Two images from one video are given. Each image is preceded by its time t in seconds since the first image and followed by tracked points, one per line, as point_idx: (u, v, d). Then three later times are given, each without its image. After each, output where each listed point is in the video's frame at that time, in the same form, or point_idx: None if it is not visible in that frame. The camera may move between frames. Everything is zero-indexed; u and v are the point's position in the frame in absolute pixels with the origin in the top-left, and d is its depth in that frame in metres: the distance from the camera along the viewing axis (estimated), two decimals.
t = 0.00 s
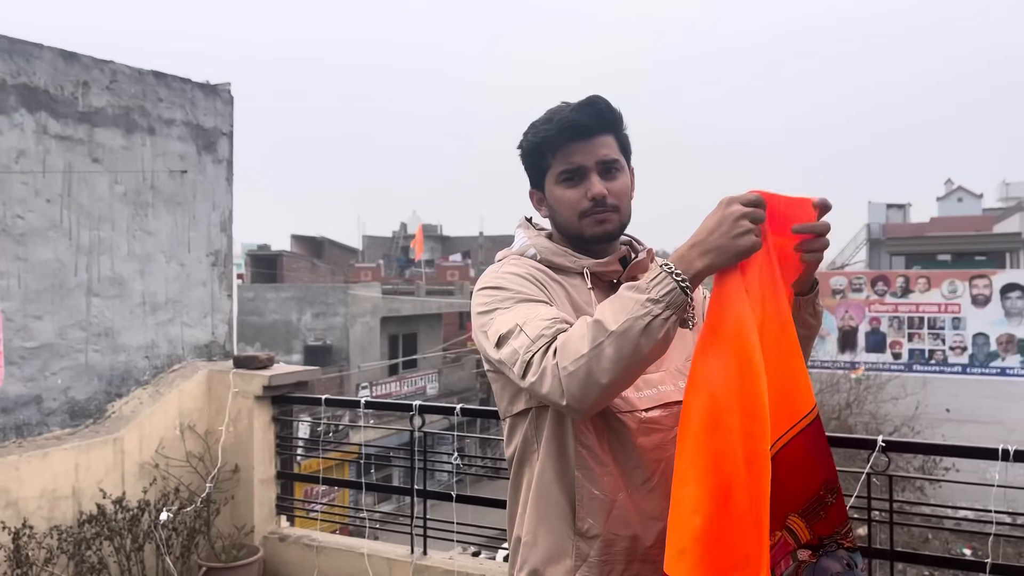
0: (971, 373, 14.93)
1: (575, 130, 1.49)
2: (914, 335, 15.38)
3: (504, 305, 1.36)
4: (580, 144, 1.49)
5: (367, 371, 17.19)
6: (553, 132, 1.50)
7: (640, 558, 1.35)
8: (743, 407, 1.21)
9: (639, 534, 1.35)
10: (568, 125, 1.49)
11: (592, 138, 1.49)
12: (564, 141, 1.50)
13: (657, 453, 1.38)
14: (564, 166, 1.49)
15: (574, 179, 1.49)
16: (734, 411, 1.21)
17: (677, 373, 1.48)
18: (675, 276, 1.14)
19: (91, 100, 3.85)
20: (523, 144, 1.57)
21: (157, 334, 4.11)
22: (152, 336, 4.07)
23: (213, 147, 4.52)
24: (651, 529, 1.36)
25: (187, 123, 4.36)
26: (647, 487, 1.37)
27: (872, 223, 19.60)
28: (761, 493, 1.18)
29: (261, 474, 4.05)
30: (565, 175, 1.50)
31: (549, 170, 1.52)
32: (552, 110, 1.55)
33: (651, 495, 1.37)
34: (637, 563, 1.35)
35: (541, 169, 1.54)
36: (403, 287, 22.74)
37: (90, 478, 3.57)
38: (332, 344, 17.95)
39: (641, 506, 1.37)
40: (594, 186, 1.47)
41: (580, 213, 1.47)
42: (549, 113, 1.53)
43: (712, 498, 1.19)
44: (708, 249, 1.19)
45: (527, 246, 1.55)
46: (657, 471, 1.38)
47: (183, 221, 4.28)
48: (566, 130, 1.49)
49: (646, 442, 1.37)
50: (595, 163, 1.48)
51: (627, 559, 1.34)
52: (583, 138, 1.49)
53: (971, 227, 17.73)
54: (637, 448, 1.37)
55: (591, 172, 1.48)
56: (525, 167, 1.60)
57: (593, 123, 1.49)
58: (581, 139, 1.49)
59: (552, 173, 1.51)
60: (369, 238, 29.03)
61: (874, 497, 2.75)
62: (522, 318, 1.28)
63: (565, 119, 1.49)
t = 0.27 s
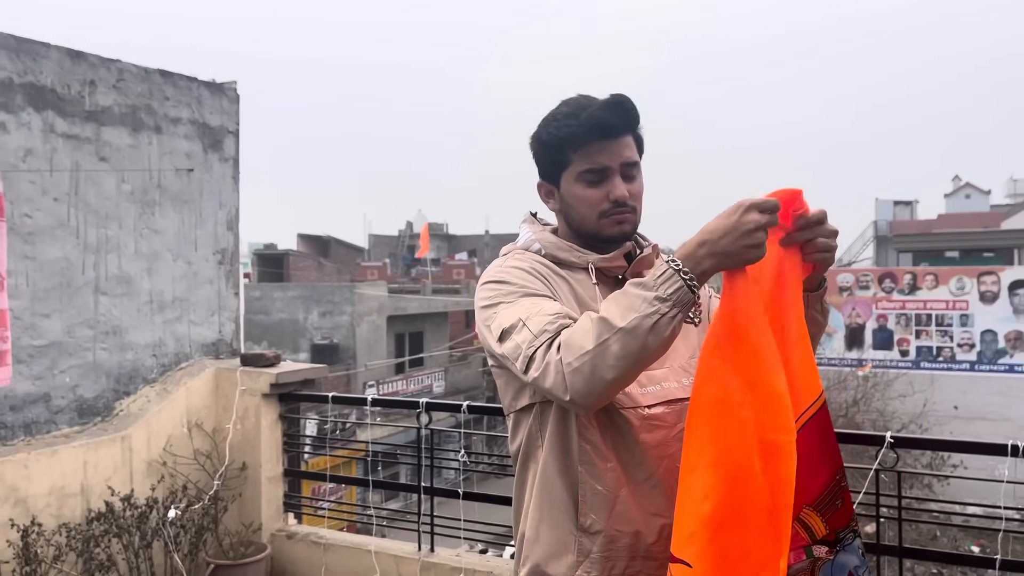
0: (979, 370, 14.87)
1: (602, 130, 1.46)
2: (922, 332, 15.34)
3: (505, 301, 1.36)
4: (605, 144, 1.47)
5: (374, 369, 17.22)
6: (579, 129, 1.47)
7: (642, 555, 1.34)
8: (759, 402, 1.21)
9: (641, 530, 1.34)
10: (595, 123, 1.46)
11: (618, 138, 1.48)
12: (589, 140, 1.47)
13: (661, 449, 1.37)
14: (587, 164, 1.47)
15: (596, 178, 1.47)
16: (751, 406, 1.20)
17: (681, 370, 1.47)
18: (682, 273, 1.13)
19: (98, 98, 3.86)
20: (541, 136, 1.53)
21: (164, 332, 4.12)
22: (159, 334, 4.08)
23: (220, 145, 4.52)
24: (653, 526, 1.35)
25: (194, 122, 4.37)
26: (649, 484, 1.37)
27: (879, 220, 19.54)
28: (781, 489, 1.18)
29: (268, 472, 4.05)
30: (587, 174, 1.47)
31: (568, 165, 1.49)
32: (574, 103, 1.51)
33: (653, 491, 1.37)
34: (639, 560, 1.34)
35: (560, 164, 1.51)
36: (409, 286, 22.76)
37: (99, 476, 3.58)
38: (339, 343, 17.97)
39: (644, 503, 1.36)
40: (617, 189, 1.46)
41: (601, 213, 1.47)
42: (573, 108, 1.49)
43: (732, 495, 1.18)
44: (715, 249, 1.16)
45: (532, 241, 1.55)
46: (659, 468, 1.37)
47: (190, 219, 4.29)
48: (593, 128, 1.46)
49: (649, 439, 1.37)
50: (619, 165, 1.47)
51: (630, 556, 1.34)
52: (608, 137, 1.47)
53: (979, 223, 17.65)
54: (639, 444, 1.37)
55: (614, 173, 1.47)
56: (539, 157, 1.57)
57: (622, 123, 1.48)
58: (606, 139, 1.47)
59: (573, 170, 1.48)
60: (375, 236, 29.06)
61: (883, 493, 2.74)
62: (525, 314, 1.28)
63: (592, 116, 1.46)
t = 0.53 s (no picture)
0: (987, 368, 14.80)
1: (648, 142, 1.41)
2: (929, 330, 15.34)
3: (512, 290, 1.36)
4: (646, 155, 1.42)
5: (379, 368, 17.24)
6: (626, 139, 1.40)
7: (655, 545, 1.35)
8: (744, 392, 1.20)
9: (654, 522, 1.35)
10: (644, 136, 1.40)
11: (658, 147, 1.44)
12: (631, 149, 1.42)
13: (669, 440, 1.38)
14: (623, 172, 1.43)
15: (629, 187, 1.43)
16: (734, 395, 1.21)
17: (687, 360, 1.48)
18: (692, 255, 1.13)
19: (103, 98, 3.87)
20: (577, 133, 1.45)
21: (170, 331, 4.13)
22: (165, 333, 4.09)
23: (225, 144, 4.53)
24: (665, 516, 1.37)
25: (199, 121, 4.38)
26: (659, 474, 1.37)
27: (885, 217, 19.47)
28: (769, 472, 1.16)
29: (274, 470, 4.06)
30: (621, 181, 1.43)
31: (605, 167, 1.43)
32: (615, 105, 1.44)
33: (662, 481, 1.38)
34: (652, 550, 1.35)
35: (593, 166, 1.44)
36: (415, 285, 22.77)
37: (105, 475, 3.59)
38: (344, 342, 18.00)
39: (654, 493, 1.37)
40: (648, 199, 1.45)
41: (628, 221, 1.45)
42: (618, 113, 1.42)
43: (714, 482, 1.19)
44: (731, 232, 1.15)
45: (532, 240, 1.55)
46: (668, 459, 1.38)
47: (196, 219, 4.30)
48: (640, 138, 1.40)
49: (657, 429, 1.37)
50: (654, 176, 1.45)
51: (643, 547, 1.35)
52: (650, 148, 1.43)
53: (986, 221, 17.57)
54: (648, 436, 1.37)
55: (648, 183, 1.44)
56: (565, 149, 1.49)
57: (667, 133, 1.43)
58: (649, 150, 1.42)
59: (608, 176, 1.43)
60: (381, 236, 29.09)
61: (890, 491, 2.73)
62: (532, 300, 1.28)
63: (642, 127, 1.39)
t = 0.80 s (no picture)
0: (992, 367, 14.76)
1: (636, 126, 1.43)
2: (934, 328, 15.28)
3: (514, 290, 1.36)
4: (636, 139, 1.43)
5: (384, 367, 17.25)
6: (614, 124, 1.42)
7: (658, 546, 1.35)
8: (751, 394, 1.18)
9: (656, 522, 1.35)
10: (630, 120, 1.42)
11: (647, 133, 1.45)
12: (621, 134, 1.43)
13: (672, 440, 1.38)
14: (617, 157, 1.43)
15: (624, 172, 1.44)
16: (743, 397, 1.18)
17: (690, 361, 1.47)
18: (690, 252, 1.12)
19: (108, 98, 3.87)
20: (568, 128, 1.48)
21: (175, 331, 4.13)
22: (170, 332, 4.10)
23: (229, 144, 4.53)
24: (667, 517, 1.36)
25: (203, 121, 4.38)
26: (660, 474, 1.37)
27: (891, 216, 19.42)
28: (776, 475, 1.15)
29: (279, 469, 4.06)
30: (616, 167, 1.43)
31: (597, 157, 1.44)
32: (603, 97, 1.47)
33: (664, 482, 1.37)
34: (654, 551, 1.35)
35: (587, 156, 1.45)
36: (419, 284, 22.78)
37: (110, 474, 3.60)
38: (349, 341, 18.02)
39: (657, 494, 1.37)
40: (645, 183, 1.43)
41: (627, 207, 1.44)
42: (604, 102, 1.45)
43: (721, 487, 1.17)
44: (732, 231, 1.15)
45: (537, 238, 1.54)
46: (671, 460, 1.38)
47: (200, 218, 4.30)
48: (628, 122, 1.42)
49: (660, 429, 1.37)
50: (647, 161, 1.45)
51: (645, 547, 1.34)
52: (639, 133, 1.44)
53: (992, 219, 17.51)
54: (651, 435, 1.37)
55: (642, 168, 1.44)
56: (559, 149, 1.51)
57: (654, 119, 1.45)
58: (638, 134, 1.44)
59: (601, 164, 1.44)
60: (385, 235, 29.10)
61: (895, 491, 2.72)
62: (534, 300, 1.28)
63: (628, 111, 1.42)
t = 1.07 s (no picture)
0: (999, 365, 14.71)
1: (589, 122, 1.48)
2: (940, 327, 15.30)
3: (524, 291, 1.35)
4: (592, 134, 1.48)
5: (389, 366, 17.26)
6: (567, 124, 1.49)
7: (663, 545, 1.35)
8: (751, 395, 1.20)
9: (661, 521, 1.35)
10: (580, 117, 1.49)
11: (605, 127, 1.48)
12: (579, 133, 1.49)
13: (678, 440, 1.38)
14: (579, 156, 1.49)
15: (587, 169, 1.48)
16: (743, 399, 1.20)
17: (696, 361, 1.47)
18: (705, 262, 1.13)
19: (114, 98, 3.88)
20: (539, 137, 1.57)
21: (180, 329, 4.15)
22: (175, 331, 4.11)
23: (234, 143, 4.55)
24: (673, 517, 1.36)
25: (208, 120, 4.39)
26: (667, 475, 1.37)
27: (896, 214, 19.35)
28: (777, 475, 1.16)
29: (284, 468, 4.07)
30: (579, 166, 1.49)
31: (563, 160, 1.51)
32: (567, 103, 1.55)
33: (671, 482, 1.37)
34: (659, 550, 1.35)
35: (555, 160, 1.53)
36: (424, 282, 22.79)
37: (116, 472, 3.61)
38: (354, 340, 18.02)
39: (662, 494, 1.37)
40: (607, 176, 1.46)
41: (594, 203, 1.46)
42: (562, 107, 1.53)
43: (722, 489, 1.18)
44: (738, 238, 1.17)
45: (545, 237, 1.54)
46: (676, 460, 1.38)
47: (205, 217, 4.32)
48: (579, 120, 1.49)
49: (666, 429, 1.37)
50: (608, 153, 1.47)
51: (651, 546, 1.34)
52: (596, 128, 1.48)
53: (998, 217, 17.45)
54: (657, 435, 1.37)
55: (604, 162, 1.47)
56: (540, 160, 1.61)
57: (612, 115, 1.49)
58: (594, 129, 1.48)
59: (566, 165, 1.50)
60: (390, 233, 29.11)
61: (900, 489, 2.72)
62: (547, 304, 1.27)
63: (579, 109, 1.48)
